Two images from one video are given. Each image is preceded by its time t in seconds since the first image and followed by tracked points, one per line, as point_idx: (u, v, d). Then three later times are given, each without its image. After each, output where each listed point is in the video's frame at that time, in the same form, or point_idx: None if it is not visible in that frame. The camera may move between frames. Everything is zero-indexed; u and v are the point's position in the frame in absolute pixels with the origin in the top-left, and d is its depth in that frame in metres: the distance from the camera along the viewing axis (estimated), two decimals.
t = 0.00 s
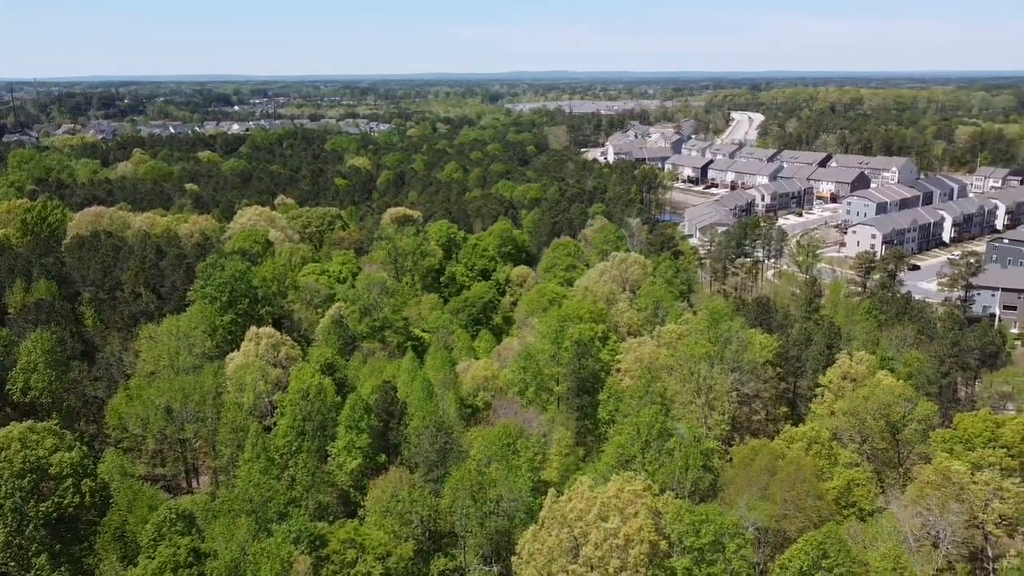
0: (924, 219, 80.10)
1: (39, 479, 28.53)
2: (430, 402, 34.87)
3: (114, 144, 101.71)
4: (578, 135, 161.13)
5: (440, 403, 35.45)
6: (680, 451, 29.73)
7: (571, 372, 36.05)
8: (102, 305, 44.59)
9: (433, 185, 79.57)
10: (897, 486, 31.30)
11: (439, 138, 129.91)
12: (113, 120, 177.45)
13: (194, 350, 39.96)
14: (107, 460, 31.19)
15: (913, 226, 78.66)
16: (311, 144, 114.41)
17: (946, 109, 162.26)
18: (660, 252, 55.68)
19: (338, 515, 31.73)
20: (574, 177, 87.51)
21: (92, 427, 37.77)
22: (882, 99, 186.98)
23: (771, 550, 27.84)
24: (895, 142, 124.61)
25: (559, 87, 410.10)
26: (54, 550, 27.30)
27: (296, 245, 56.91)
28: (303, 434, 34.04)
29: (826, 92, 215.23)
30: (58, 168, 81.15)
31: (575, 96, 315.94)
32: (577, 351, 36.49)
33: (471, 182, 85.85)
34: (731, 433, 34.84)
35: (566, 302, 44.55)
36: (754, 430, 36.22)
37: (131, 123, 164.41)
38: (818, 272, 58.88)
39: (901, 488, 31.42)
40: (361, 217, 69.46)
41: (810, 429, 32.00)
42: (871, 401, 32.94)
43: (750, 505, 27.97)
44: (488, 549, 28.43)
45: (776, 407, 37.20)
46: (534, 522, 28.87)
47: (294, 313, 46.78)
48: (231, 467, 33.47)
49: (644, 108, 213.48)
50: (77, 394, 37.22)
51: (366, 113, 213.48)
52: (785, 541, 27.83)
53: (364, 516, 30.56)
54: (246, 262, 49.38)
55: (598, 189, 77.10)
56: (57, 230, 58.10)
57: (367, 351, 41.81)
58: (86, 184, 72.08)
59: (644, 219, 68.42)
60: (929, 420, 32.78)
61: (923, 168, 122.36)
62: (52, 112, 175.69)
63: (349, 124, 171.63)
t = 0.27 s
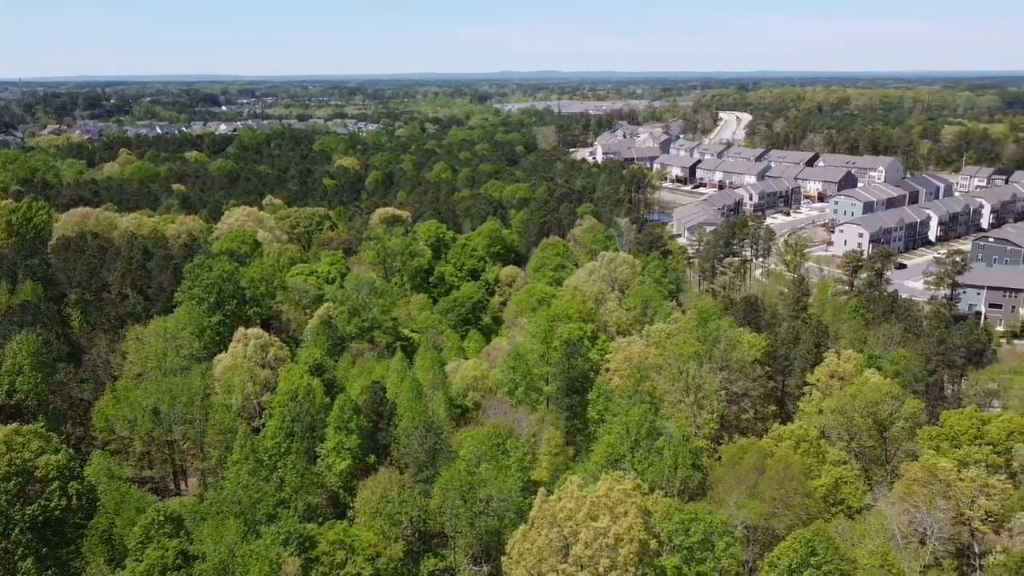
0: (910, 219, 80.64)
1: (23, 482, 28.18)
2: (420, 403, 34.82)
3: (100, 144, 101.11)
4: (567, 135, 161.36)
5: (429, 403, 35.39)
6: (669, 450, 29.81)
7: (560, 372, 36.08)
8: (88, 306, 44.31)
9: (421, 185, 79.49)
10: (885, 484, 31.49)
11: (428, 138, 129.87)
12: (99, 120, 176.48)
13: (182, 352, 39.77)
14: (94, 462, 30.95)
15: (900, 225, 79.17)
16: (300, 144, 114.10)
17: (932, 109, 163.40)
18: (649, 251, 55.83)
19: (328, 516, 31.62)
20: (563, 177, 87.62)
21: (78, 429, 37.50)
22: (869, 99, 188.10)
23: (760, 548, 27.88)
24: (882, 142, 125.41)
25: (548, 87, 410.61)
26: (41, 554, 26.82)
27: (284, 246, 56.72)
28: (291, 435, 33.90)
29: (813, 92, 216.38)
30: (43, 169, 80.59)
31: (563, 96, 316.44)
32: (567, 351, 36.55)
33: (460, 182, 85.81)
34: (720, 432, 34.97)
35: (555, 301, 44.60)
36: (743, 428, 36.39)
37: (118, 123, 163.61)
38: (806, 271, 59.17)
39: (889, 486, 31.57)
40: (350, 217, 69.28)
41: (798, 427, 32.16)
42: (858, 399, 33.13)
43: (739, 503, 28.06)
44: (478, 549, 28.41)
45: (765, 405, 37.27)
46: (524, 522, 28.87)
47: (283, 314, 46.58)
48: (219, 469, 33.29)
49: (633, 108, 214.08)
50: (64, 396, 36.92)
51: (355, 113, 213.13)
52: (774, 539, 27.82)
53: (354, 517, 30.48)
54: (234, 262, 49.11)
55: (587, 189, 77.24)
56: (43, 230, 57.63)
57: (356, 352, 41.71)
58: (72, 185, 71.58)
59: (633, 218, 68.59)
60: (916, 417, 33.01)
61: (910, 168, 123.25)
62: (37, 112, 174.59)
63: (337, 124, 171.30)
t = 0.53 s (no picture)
0: (893, 217, 81.32)
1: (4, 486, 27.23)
2: (406, 403, 34.74)
3: (81, 145, 100.29)
4: (552, 135, 161.60)
5: (415, 404, 35.31)
6: (656, 448, 29.89)
7: (547, 371, 36.10)
8: (70, 308, 43.92)
9: (407, 185, 79.35)
10: (869, 480, 31.73)
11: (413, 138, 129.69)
12: (80, 121, 175.07)
13: (166, 354, 39.50)
14: (77, 465, 30.65)
15: (883, 224, 79.83)
16: (284, 144, 113.61)
17: (914, 109, 164.85)
18: (635, 251, 56.01)
19: (314, 517, 31.46)
20: (548, 177, 87.72)
21: (60, 433, 37.13)
22: (852, 99, 189.51)
23: (746, 545, 27.98)
24: (864, 142, 126.37)
25: (533, 87, 411.09)
26: (23, 558, 26.43)
27: (268, 247, 56.46)
28: (277, 436, 33.70)
29: (796, 92, 217.78)
30: (24, 170, 79.78)
31: (548, 96, 316.85)
32: (553, 350, 36.61)
33: (445, 182, 85.72)
34: (706, 430, 35.13)
35: (541, 301, 44.65)
36: (728, 426, 36.56)
37: (99, 124, 162.40)
38: (790, 269, 59.52)
39: (873, 482, 31.86)
40: (335, 218, 68.91)
41: (783, 425, 32.35)
42: (842, 396, 33.36)
43: (724, 501, 28.18)
44: (465, 550, 28.37)
45: (751, 403, 37.44)
46: (511, 522, 28.86)
47: (268, 315, 46.33)
48: (204, 471, 33.05)
49: (618, 108, 214.75)
50: (46, 399, 36.50)
51: (340, 112, 212.50)
52: (760, 536, 27.89)
53: (340, 519, 30.35)
54: (218, 264, 48.76)
55: (572, 188, 77.37)
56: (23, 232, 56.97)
57: (341, 352, 41.56)
58: (53, 186, 70.90)
59: (618, 218, 68.78)
60: (899, 414, 33.27)
61: (892, 167, 124.32)
62: (17, 113, 172.98)
63: (322, 125, 170.70)
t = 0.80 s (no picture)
0: (877, 216, 81.92)
1: None
2: (394, 403, 34.63)
3: (65, 146, 99.56)
4: (539, 135, 161.88)
5: (403, 404, 35.22)
6: (644, 447, 29.96)
7: (534, 371, 36.08)
8: (54, 310, 43.56)
9: (394, 185, 79.24)
10: (855, 478, 31.94)
11: (400, 139, 129.74)
12: (64, 121, 173.80)
13: (151, 355, 39.21)
14: (61, 469, 30.34)
15: (867, 223, 80.42)
16: (270, 145, 113.20)
17: (898, 109, 166.20)
18: (622, 251, 56.21)
19: (302, 519, 31.33)
20: (535, 177, 87.86)
21: (45, 436, 36.81)
22: (836, 99, 190.76)
23: (733, 543, 28.12)
24: (849, 142, 127.26)
25: (520, 88, 411.81)
26: (7, 563, 25.30)
27: (254, 247, 56.23)
28: (264, 438, 33.48)
29: (782, 92, 219.04)
30: (6, 171, 79.06)
31: (535, 97, 317.22)
32: (541, 350, 36.62)
33: (432, 182, 85.65)
34: (693, 428, 35.30)
35: (529, 301, 44.69)
36: (716, 424, 36.75)
37: (83, 124, 161.32)
38: (776, 269, 59.85)
39: (859, 479, 32.09)
40: (322, 219, 68.91)
41: (770, 423, 32.53)
42: (828, 394, 33.56)
43: (712, 499, 28.25)
44: (453, 550, 28.29)
45: (737, 402, 37.80)
46: (499, 521, 28.86)
47: (254, 316, 46.09)
48: (191, 473, 32.81)
49: (605, 108, 215.39)
50: (30, 402, 36.11)
51: (326, 113, 212.04)
52: (746, 534, 28.05)
53: (328, 520, 30.22)
54: (204, 265, 48.43)
55: (560, 188, 77.52)
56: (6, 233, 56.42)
57: (329, 353, 41.42)
58: (37, 187, 70.27)
59: (605, 218, 68.99)
60: (885, 412, 33.48)
61: (877, 166, 125.23)
62: None
63: (308, 125, 170.15)
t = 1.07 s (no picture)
0: (864, 215, 82.41)
1: None
2: (383, 403, 34.52)
3: (50, 146, 98.90)
4: (528, 135, 162.06)
5: (392, 404, 35.10)
6: (633, 446, 29.98)
7: (524, 371, 36.04)
8: (40, 312, 43.20)
9: (382, 185, 79.11)
10: (843, 475, 32.07)
11: (389, 138, 129.64)
12: (49, 121, 172.81)
13: (138, 357, 38.94)
14: (47, 471, 30.06)
15: (854, 222, 80.88)
16: (258, 145, 112.81)
17: (885, 109, 167.33)
18: (611, 250, 56.34)
19: (291, 520, 31.19)
20: (524, 177, 87.94)
21: (30, 438, 36.47)
22: (823, 99, 191.79)
23: (722, 541, 28.11)
24: (836, 142, 128.02)
25: (509, 88, 412.09)
26: None
27: (242, 248, 55.99)
28: (253, 439, 33.26)
29: (769, 92, 220.13)
30: None
31: (524, 97, 317.47)
32: (530, 350, 36.63)
33: (421, 182, 85.56)
34: (682, 428, 35.40)
35: (518, 301, 44.68)
36: (705, 423, 36.86)
37: (68, 125, 160.23)
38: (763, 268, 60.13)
39: (847, 476, 32.23)
40: (310, 219, 68.74)
41: (759, 421, 32.66)
42: (817, 392, 33.71)
43: (701, 498, 28.31)
44: (443, 550, 28.19)
45: (726, 400, 38.03)
46: (489, 521, 28.83)
47: (242, 317, 45.85)
48: (179, 475, 32.59)
49: (593, 108, 215.92)
50: (15, 404, 35.82)
51: (315, 113, 211.62)
52: (736, 532, 28.10)
53: (317, 521, 30.08)
54: (191, 265, 48.16)
55: (549, 188, 77.61)
56: None
57: (317, 354, 41.30)
58: (22, 187, 69.73)
59: (594, 217, 69.13)
60: (872, 409, 33.68)
61: (864, 166, 125.96)
62: None
63: (296, 125, 169.67)
